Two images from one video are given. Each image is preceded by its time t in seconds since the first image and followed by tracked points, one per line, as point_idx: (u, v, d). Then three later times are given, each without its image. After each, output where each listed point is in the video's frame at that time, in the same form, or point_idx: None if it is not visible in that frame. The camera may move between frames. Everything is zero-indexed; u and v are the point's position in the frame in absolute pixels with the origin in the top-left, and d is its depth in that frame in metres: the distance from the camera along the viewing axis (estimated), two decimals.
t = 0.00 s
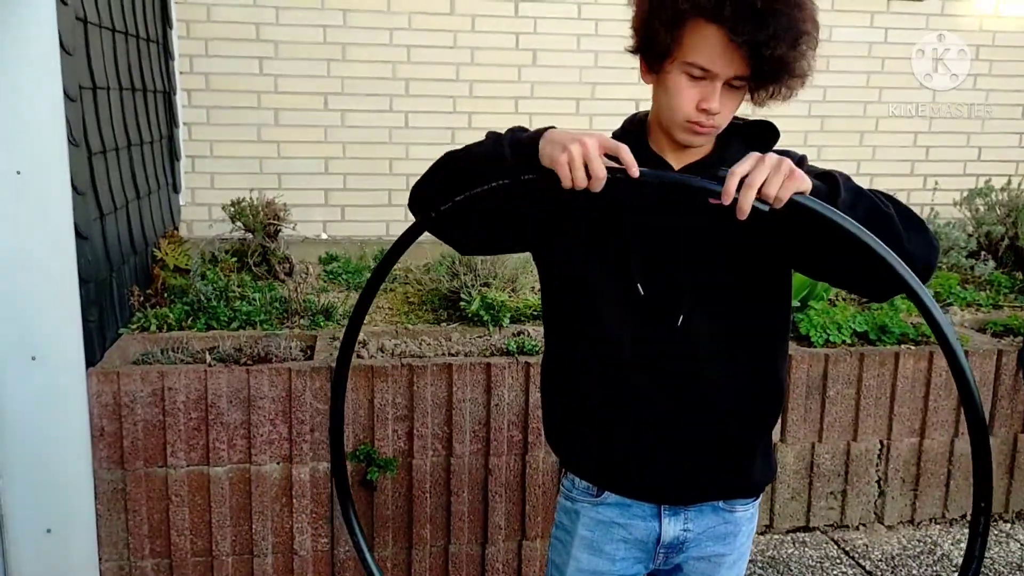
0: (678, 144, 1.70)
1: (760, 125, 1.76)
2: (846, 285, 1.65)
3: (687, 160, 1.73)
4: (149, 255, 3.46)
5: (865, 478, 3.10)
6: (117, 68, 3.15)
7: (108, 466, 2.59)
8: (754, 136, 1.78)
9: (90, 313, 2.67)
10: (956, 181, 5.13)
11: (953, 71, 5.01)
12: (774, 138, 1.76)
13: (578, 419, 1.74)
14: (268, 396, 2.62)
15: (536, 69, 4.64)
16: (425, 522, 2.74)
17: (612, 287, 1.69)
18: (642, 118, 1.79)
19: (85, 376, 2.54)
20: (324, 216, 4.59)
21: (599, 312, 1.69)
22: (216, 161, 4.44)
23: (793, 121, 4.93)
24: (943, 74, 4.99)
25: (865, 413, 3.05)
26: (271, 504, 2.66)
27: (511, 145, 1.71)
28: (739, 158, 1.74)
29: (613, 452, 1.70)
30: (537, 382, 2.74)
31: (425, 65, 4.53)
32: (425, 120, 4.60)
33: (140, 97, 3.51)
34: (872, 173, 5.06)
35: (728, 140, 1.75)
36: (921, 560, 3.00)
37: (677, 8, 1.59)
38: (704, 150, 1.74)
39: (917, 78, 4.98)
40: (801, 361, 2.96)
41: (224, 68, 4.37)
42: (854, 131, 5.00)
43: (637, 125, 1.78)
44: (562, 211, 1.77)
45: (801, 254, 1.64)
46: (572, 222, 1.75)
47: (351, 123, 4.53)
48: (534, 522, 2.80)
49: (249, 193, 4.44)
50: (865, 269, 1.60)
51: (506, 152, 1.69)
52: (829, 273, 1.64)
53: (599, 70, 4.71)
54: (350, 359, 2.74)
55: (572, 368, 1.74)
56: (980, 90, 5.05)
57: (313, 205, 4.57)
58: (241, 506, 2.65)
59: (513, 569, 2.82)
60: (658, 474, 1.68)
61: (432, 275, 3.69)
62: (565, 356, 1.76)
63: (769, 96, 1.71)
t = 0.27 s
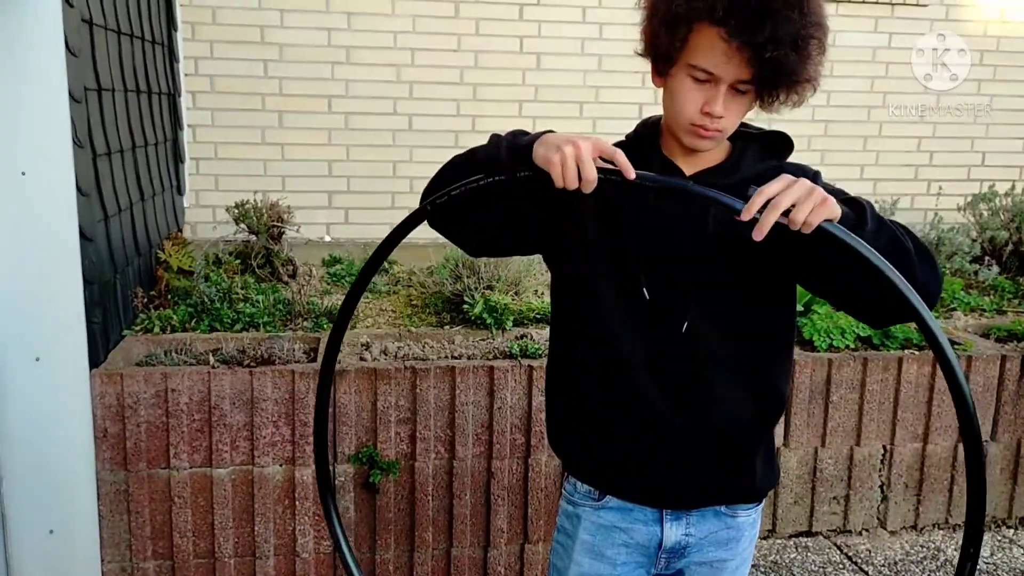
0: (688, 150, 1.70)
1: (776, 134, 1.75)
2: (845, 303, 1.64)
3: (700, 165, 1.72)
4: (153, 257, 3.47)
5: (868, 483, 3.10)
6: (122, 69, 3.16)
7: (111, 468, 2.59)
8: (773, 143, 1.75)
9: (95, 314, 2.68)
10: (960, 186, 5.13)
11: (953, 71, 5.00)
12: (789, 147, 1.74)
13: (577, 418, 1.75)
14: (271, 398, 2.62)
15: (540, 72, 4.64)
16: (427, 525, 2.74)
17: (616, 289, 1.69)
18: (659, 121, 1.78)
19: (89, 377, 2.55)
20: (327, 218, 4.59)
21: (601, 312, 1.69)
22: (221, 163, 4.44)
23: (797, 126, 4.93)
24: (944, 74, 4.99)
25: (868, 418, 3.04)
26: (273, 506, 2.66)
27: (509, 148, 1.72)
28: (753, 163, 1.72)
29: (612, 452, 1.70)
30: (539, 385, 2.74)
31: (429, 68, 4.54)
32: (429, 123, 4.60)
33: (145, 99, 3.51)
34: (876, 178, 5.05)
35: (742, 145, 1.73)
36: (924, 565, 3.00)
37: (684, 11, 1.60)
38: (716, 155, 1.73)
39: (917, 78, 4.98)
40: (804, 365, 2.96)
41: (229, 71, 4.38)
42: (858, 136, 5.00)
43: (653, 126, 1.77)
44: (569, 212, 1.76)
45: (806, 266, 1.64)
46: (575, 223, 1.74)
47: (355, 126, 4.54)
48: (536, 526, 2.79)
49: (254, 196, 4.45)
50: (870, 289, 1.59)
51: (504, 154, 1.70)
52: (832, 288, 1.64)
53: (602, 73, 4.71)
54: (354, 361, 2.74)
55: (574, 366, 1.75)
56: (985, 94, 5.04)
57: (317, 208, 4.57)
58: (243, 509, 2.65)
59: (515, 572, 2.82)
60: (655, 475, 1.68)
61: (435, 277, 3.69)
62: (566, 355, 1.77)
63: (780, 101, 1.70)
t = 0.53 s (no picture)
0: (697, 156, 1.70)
1: (783, 142, 1.75)
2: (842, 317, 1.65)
3: (708, 171, 1.72)
4: (156, 258, 3.47)
5: (871, 487, 3.09)
6: (126, 71, 3.17)
7: (114, 469, 2.59)
8: (780, 151, 1.76)
9: (98, 316, 2.68)
10: (963, 190, 5.12)
11: (953, 71, 4.99)
12: (797, 154, 1.75)
13: (576, 417, 1.74)
14: (275, 400, 2.62)
15: (543, 75, 4.64)
16: (428, 528, 2.74)
17: (618, 290, 1.70)
18: (666, 125, 1.78)
19: (91, 379, 2.55)
20: (330, 220, 4.59)
21: (603, 311, 1.69)
22: (224, 165, 4.45)
23: (799, 129, 4.93)
24: (943, 75, 4.98)
25: (871, 422, 3.04)
26: (275, 508, 2.66)
27: (509, 156, 1.71)
28: (761, 171, 1.72)
29: (610, 450, 1.70)
30: (542, 388, 2.74)
31: (433, 71, 4.54)
32: (432, 125, 4.60)
33: (148, 100, 3.52)
34: (879, 182, 5.05)
35: (748, 152, 1.74)
36: (926, 570, 2.99)
37: (700, 17, 1.60)
38: (724, 162, 1.73)
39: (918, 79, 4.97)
40: (807, 369, 2.96)
41: (232, 73, 4.38)
42: (861, 139, 5.00)
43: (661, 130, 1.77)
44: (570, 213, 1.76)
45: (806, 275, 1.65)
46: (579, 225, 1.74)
47: (358, 128, 4.54)
48: (538, 529, 2.79)
49: (257, 198, 4.45)
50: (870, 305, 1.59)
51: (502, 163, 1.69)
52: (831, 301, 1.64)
53: (605, 76, 4.71)
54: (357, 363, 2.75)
55: (573, 365, 1.75)
56: (988, 99, 5.04)
57: (320, 210, 4.58)
58: (245, 511, 2.66)
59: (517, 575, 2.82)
60: (654, 473, 1.68)
61: (438, 280, 3.68)
62: (565, 354, 1.77)
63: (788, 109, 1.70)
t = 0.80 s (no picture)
0: (702, 160, 1.70)
1: (785, 147, 1.76)
2: (839, 325, 1.65)
3: (712, 174, 1.72)
4: (156, 261, 3.47)
5: (871, 490, 3.09)
6: (126, 73, 3.17)
7: (113, 472, 2.59)
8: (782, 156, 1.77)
9: (98, 318, 2.68)
10: (963, 194, 5.13)
11: (953, 71, 4.99)
12: (798, 159, 1.77)
13: (581, 421, 1.73)
14: (274, 403, 2.62)
15: (543, 78, 4.65)
16: (428, 531, 2.74)
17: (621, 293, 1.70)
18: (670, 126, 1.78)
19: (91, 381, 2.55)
20: (330, 223, 4.60)
21: (605, 314, 1.69)
22: (224, 167, 4.45)
23: (799, 132, 4.93)
24: (942, 75, 4.98)
25: (871, 425, 3.04)
26: (274, 510, 2.66)
27: (517, 163, 1.73)
28: (763, 174, 1.73)
29: (612, 452, 1.70)
30: (542, 391, 2.74)
31: (433, 74, 4.55)
32: (432, 128, 4.61)
33: (149, 103, 3.52)
34: (879, 185, 5.05)
35: (752, 156, 1.74)
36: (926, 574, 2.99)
37: (707, 23, 1.59)
38: (728, 165, 1.73)
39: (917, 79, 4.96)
40: (806, 372, 2.96)
41: (232, 75, 4.38)
42: (861, 143, 5.00)
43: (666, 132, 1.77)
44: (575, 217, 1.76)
45: (807, 280, 1.66)
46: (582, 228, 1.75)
47: (358, 131, 4.55)
48: (538, 531, 2.79)
49: (257, 200, 4.46)
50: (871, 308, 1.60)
51: (512, 170, 1.72)
52: (830, 306, 1.65)
53: (605, 79, 4.72)
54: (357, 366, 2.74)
55: (575, 368, 1.74)
56: (987, 102, 5.04)
57: (321, 212, 4.58)
58: (245, 513, 2.65)
59: None
60: (655, 474, 1.68)
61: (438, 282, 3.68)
62: (567, 356, 1.77)
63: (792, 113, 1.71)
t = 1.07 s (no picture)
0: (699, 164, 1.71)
1: (780, 151, 1.76)
2: (831, 333, 1.63)
3: (709, 178, 1.73)
4: (153, 263, 3.47)
5: (867, 493, 3.10)
6: (124, 76, 3.17)
7: (109, 475, 2.58)
8: (777, 161, 1.77)
9: (95, 321, 2.68)
10: (959, 197, 5.14)
11: (954, 70, 4.99)
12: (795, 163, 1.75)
13: (582, 422, 1.73)
14: (270, 406, 2.62)
15: (540, 81, 4.65)
16: (425, 534, 2.74)
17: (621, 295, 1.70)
18: (664, 133, 1.79)
19: (88, 386, 2.54)
20: (327, 225, 4.60)
21: (603, 315, 1.69)
22: (222, 170, 4.45)
23: (796, 136, 4.94)
24: (943, 73, 4.99)
25: (868, 428, 3.04)
26: (271, 513, 2.66)
27: (513, 170, 1.72)
28: (759, 179, 1.73)
29: (612, 453, 1.70)
30: (539, 394, 2.74)
31: (431, 77, 4.55)
32: (430, 131, 4.61)
33: (146, 106, 3.52)
34: (876, 188, 5.06)
35: (747, 161, 1.74)
36: None
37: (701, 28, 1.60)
38: (725, 169, 1.74)
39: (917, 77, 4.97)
40: (803, 375, 2.96)
41: (230, 78, 4.39)
42: (858, 146, 5.01)
43: (660, 138, 1.77)
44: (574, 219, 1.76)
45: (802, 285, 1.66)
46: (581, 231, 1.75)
47: (356, 134, 4.55)
48: (535, 535, 2.79)
49: (255, 203, 4.46)
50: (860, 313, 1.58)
51: (506, 178, 1.71)
52: (821, 313, 1.63)
53: (603, 83, 4.72)
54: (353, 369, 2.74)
55: (575, 369, 1.75)
56: (984, 106, 5.05)
57: (318, 215, 4.58)
58: (242, 516, 2.65)
59: None
60: (655, 475, 1.68)
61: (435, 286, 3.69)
62: (566, 356, 1.77)
63: (787, 115, 1.71)
